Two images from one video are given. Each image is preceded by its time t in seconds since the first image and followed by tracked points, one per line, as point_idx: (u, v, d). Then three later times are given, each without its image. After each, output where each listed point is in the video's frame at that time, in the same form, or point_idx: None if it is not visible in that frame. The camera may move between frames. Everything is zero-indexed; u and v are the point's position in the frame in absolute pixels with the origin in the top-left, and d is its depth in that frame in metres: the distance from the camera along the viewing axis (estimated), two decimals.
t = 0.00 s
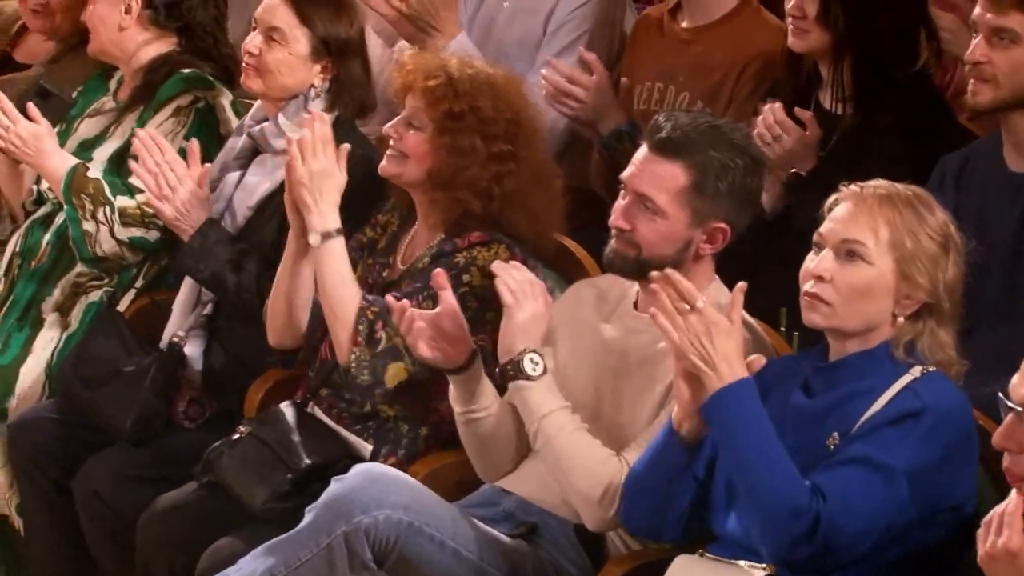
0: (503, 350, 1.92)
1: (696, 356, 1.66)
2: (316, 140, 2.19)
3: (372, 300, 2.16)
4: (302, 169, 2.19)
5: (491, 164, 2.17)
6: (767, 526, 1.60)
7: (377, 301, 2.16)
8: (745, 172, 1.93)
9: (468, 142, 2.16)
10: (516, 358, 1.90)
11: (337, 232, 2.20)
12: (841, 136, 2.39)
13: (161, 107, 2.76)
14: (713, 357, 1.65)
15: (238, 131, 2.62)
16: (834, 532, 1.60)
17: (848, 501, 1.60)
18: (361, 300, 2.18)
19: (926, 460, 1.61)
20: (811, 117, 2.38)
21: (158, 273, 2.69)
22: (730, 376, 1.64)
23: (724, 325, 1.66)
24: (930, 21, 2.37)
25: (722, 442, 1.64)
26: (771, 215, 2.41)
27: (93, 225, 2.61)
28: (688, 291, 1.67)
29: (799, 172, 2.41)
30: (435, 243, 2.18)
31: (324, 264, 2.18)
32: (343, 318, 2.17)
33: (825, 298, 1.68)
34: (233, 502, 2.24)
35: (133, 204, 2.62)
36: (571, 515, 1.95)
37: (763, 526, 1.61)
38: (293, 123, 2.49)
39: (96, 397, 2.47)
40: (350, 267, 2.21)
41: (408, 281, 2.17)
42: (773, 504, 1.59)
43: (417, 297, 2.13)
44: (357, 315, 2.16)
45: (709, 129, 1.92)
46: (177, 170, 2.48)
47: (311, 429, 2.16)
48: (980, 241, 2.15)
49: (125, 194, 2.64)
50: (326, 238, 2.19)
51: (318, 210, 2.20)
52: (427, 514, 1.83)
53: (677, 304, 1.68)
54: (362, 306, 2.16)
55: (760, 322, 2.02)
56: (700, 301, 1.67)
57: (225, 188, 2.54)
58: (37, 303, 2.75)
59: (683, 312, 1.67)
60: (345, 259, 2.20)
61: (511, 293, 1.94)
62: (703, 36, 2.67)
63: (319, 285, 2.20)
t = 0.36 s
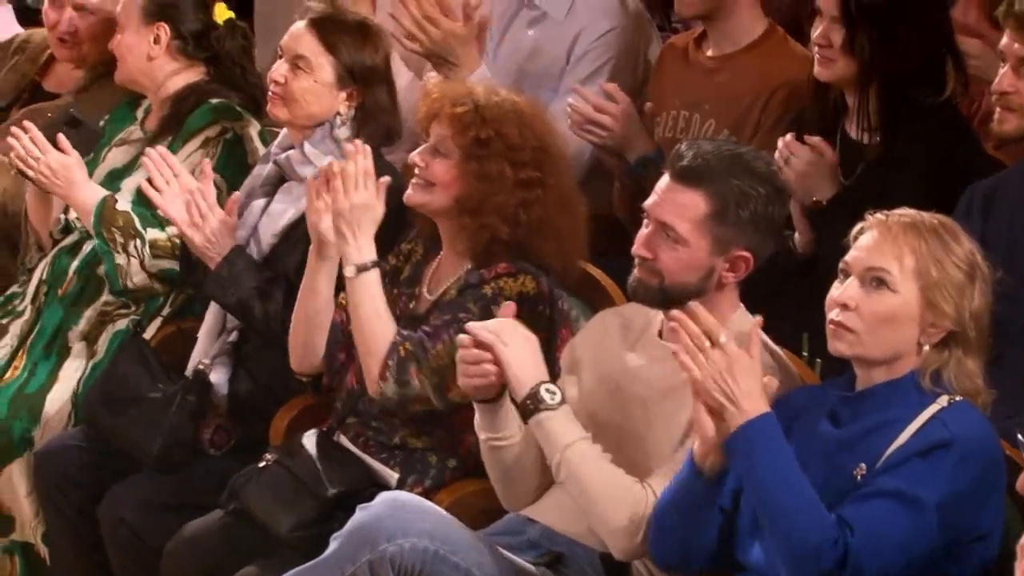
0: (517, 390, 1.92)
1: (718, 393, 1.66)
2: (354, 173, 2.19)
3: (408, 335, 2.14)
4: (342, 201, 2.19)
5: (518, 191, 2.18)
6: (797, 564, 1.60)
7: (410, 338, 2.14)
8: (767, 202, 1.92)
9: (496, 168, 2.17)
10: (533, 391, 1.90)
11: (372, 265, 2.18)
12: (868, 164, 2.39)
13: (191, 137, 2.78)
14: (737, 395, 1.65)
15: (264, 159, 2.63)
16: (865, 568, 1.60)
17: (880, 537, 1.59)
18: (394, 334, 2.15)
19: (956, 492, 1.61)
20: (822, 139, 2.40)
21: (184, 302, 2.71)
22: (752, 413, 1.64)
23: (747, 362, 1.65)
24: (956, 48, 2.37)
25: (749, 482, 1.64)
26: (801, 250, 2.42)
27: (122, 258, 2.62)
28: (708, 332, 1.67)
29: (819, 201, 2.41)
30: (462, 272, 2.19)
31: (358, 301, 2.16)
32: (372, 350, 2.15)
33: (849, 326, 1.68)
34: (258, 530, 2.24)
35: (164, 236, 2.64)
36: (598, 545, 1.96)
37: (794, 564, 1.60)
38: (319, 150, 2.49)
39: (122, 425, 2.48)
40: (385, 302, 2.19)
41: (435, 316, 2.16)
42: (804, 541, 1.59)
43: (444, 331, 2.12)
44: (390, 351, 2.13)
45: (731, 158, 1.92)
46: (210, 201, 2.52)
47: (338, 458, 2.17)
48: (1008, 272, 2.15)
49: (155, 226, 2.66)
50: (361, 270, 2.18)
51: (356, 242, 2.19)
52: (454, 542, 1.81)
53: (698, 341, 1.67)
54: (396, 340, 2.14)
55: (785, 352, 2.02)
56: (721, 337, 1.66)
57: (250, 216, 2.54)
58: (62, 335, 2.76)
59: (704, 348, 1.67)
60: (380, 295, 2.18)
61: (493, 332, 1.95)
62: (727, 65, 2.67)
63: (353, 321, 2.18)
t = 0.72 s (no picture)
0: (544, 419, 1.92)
1: (746, 427, 1.64)
2: (392, 214, 2.20)
3: (445, 371, 2.14)
4: (378, 239, 2.20)
5: (547, 221, 2.19)
6: None
7: (447, 375, 2.13)
8: (793, 238, 1.92)
9: (523, 202, 2.17)
10: (556, 428, 1.91)
11: (407, 301, 2.19)
12: (894, 202, 2.40)
13: (222, 180, 2.76)
14: (764, 428, 1.63)
15: (293, 194, 2.64)
16: None
17: None
18: (430, 371, 2.15)
19: (984, 530, 1.61)
20: (855, 178, 2.39)
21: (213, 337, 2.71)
22: (779, 446, 1.62)
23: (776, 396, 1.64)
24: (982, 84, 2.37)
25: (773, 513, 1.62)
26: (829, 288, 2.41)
27: (155, 300, 2.63)
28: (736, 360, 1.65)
29: (851, 238, 2.41)
30: (490, 306, 2.20)
31: (392, 336, 2.17)
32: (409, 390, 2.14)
33: (867, 361, 1.69)
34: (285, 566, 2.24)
35: (193, 279, 2.63)
36: None
37: None
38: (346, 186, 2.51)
39: (151, 459, 2.48)
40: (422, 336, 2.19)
41: (466, 349, 2.16)
42: None
43: (478, 364, 2.12)
44: (424, 390, 2.13)
45: (757, 193, 1.92)
46: (238, 236, 2.51)
47: (365, 494, 2.16)
48: None
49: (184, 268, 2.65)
50: (397, 306, 2.18)
51: (393, 280, 2.20)
52: None
53: (728, 372, 1.66)
54: (432, 378, 2.14)
55: (813, 387, 2.01)
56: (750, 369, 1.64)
57: (278, 250, 2.56)
58: (90, 372, 2.76)
59: (733, 380, 1.65)
60: (417, 330, 2.18)
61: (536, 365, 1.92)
62: (754, 100, 2.67)
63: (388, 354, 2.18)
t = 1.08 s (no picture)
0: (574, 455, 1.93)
1: (771, 458, 1.70)
2: (405, 242, 2.21)
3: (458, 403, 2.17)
4: (386, 270, 2.21)
5: (578, 261, 2.19)
6: None
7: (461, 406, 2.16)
8: (824, 283, 1.93)
9: (555, 243, 2.18)
10: (590, 463, 1.91)
11: (420, 331, 2.19)
12: (921, 245, 2.39)
13: (251, 235, 2.75)
14: (789, 459, 1.69)
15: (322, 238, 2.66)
16: None
17: None
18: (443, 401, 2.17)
19: (1007, 569, 1.64)
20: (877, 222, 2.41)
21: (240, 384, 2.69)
22: (804, 475, 1.68)
23: (801, 427, 1.70)
24: (1006, 127, 2.40)
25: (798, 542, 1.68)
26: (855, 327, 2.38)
27: (180, 355, 2.65)
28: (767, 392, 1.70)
29: (872, 282, 2.42)
30: (517, 348, 2.20)
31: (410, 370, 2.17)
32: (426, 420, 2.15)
33: (888, 402, 1.69)
34: None
35: (219, 335, 2.66)
36: None
37: None
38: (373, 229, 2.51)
39: (176, 500, 2.48)
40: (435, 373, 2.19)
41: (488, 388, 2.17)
42: None
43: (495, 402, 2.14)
44: (441, 420, 2.15)
45: (790, 238, 1.93)
46: (251, 276, 2.56)
47: (390, 537, 2.17)
48: None
49: (210, 325, 2.68)
50: (408, 336, 2.18)
51: (403, 308, 2.19)
52: None
53: (753, 405, 1.71)
54: (446, 407, 2.16)
55: (839, 431, 2.00)
56: (776, 401, 1.70)
57: (305, 293, 2.57)
58: (117, 418, 2.77)
59: (758, 412, 1.71)
60: (428, 362, 2.18)
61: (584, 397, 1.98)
62: (781, 142, 2.68)
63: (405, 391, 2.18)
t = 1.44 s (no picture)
0: (598, 503, 1.90)
1: (795, 501, 1.70)
2: (438, 287, 2.19)
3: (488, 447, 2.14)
4: (426, 313, 2.18)
5: (603, 300, 2.20)
6: None
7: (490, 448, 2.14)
8: (853, 325, 1.94)
9: (581, 280, 2.19)
10: (616, 510, 1.89)
11: (453, 378, 2.18)
12: (949, 286, 2.39)
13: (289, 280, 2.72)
14: (814, 502, 1.69)
15: (348, 277, 2.67)
16: None
17: None
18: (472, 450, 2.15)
19: None
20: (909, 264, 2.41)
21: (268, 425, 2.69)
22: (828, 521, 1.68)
23: (825, 471, 1.70)
24: None
25: None
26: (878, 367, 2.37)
27: (213, 397, 2.64)
28: (789, 435, 1.69)
29: (903, 324, 2.41)
30: (543, 389, 2.20)
31: (438, 414, 2.16)
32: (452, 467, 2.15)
33: (916, 444, 1.70)
34: None
35: (252, 378, 2.66)
36: None
37: None
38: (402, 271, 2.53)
39: (202, 540, 2.46)
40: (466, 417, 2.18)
41: (514, 431, 2.16)
42: None
43: (523, 444, 2.12)
44: (469, 463, 2.14)
45: (817, 280, 1.94)
46: (285, 315, 2.54)
47: None
48: None
49: (244, 368, 2.68)
50: (442, 384, 2.18)
51: (438, 355, 2.18)
52: None
53: (778, 448, 1.70)
54: (476, 456, 2.14)
55: (867, 473, 2.00)
56: (801, 445, 1.69)
57: (332, 333, 2.59)
58: (143, 457, 2.77)
59: (784, 456, 1.69)
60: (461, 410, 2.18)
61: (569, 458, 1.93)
62: (809, 184, 2.68)
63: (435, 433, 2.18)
